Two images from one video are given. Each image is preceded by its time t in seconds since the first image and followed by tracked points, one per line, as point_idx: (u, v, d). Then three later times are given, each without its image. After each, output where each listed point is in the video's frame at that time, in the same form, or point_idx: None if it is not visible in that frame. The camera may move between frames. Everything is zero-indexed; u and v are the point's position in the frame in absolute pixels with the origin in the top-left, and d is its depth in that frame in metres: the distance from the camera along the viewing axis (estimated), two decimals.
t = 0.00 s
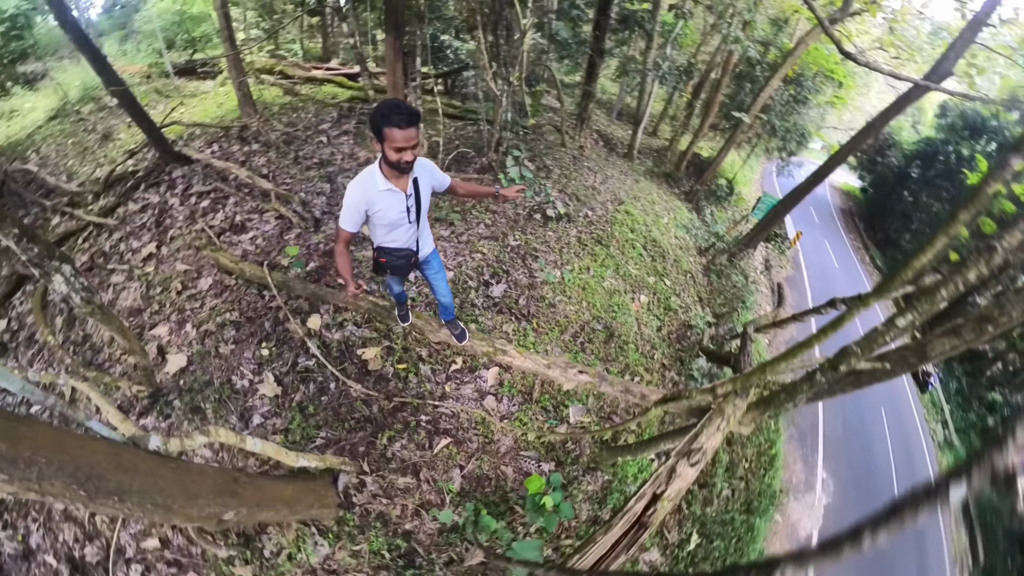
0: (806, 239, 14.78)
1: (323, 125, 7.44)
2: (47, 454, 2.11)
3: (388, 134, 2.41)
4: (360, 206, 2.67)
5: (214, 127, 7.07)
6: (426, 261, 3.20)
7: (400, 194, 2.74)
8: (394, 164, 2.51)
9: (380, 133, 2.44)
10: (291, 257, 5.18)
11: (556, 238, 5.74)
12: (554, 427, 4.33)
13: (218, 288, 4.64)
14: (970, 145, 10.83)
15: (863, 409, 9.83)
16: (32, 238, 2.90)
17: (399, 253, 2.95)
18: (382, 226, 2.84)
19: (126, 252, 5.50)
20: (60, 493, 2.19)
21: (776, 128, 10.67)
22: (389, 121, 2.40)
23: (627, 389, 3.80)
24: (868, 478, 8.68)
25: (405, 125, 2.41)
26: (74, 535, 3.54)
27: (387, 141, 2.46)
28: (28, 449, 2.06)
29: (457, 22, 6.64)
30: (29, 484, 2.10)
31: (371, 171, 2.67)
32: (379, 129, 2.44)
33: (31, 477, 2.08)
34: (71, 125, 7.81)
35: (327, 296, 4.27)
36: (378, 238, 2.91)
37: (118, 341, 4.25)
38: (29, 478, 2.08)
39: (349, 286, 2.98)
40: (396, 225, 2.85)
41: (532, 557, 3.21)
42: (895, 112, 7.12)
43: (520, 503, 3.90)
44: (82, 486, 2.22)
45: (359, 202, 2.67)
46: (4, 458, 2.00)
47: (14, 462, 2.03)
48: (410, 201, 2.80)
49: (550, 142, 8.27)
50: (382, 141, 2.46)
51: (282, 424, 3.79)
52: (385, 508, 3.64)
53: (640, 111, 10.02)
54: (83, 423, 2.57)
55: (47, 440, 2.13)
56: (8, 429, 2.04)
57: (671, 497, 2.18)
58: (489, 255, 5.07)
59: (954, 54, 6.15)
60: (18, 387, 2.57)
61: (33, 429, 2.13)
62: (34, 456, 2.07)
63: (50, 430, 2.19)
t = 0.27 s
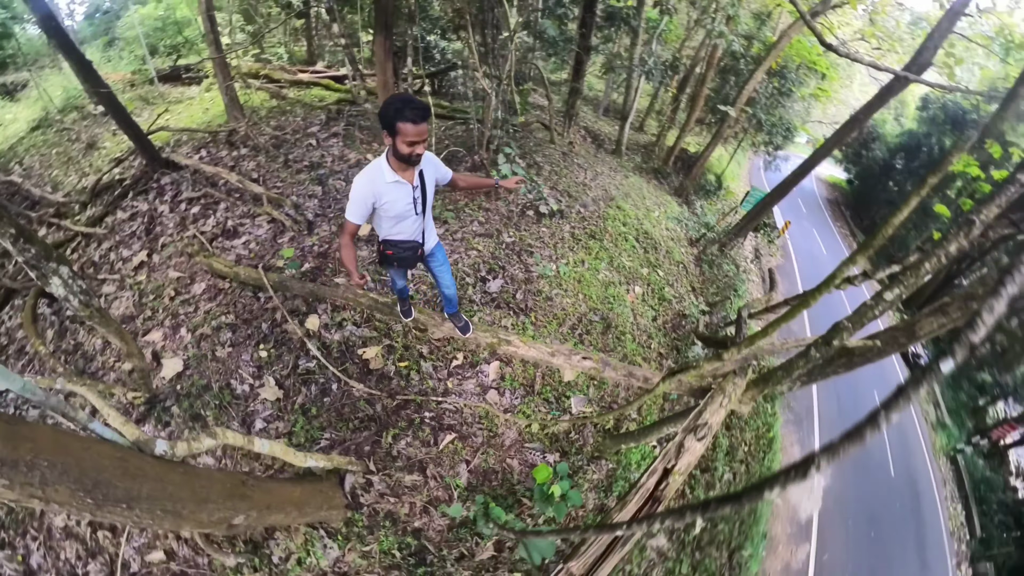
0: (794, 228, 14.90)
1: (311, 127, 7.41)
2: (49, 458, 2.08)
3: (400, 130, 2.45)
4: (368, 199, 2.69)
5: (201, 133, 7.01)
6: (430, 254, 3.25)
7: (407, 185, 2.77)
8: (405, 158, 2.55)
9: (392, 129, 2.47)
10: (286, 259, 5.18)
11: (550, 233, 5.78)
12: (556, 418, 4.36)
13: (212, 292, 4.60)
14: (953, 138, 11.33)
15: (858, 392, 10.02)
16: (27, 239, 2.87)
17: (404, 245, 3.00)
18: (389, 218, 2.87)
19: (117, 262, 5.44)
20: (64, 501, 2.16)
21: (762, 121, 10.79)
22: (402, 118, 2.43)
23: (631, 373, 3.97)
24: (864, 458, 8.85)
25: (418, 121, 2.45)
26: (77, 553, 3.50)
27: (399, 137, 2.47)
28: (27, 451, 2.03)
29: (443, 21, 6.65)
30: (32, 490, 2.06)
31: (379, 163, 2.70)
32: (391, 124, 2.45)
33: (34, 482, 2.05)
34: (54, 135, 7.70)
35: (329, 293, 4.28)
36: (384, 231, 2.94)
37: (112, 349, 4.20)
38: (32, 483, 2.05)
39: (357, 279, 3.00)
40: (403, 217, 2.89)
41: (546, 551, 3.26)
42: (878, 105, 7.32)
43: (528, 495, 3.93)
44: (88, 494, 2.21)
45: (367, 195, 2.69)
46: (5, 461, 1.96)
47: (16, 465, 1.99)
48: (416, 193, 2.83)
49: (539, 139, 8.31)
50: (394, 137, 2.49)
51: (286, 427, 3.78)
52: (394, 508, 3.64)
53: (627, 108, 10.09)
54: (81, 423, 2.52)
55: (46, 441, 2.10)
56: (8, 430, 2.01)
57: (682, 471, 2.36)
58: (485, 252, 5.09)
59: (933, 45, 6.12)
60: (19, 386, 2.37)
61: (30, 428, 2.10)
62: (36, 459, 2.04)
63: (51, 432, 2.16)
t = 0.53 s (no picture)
0: (782, 219, 15.07)
1: (298, 132, 7.37)
2: (49, 470, 2.05)
3: (394, 134, 2.49)
4: (362, 202, 2.68)
5: (187, 141, 6.95)
6: (425, 254, 3.27)
7: (400, 186, 2.78)
8: (398, 161, 2.60)
9: (386, 133, 2.50)
10: (278, 264, 5.17)
11: (541, 232, 5.81)
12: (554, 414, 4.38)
13: (203, 299, 4.54)
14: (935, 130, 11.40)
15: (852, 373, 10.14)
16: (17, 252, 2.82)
17: (399, 246, 3.01)
18: (383, 220, 2.87)
19: (105, 274, 5.38)
20: (67, 516, 2.12)
21: (746, 115, 10.90)
22: (397, 122, 2.46)
23: (626, 365, 3.99)
24: (860, 440, 8.92)
25: (412, 126, 2.48)
26: (78, 571, 3.46)
27: (394, 141, 2.52)
28: (25, 463, 1.98)
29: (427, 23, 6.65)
30: (34, 505, 2.02)
31: (371, 165, 2.70)
32: (386, 129, 2.49)
33: (34, 496, 2.01)
34: (35, 148, 7.59)
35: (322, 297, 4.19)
36: (378, 233, 2.95)
37: (102, 361, 4.15)
38: (32, 498, 2.01)
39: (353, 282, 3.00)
40: (397, 219, 2.89)
41: (552, 544, 3.31)
42: (860, 97, 7.43)
43: (529, 491, 3.95)
44: (91, 508, 2.17)
45: (361, 198, 2.68)
46: (4, 474, 1.93)
47: (15, 477, 1.96)
48: (409, 194, 2.84)
49: (526, 138, 8.34)
50: (387, 140, 2.54)
51: (284, 434, 3.76)
52: (397, 510, 3.63)
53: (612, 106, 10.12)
54: (80, 434, 2.50)
55: (44, 453, 2.07)
56: (5, 442, 1.97)
57: (681, 456, 2.47)
58: (477, 252, 5.09)
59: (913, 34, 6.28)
60: (14, 397, 2.43)
61: (28, 440, 2.07)
62: (35, 471, 2.01)
63: (49, 444, 2.12)
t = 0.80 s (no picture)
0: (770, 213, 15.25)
1: (283, 137, 7.31)
2: (42, 484, 2.23)
3: (382, 137, 2.54)
4: (348, 200, 2.75)
5: (171, 151, 6.90)
6: (413, 253, 3.32)
7: (387, 185, 2.84)
8: (385, 162, 2.66)
9: (374, 136, 2.56)
10: (268, 269, 5.28)
11: (530, 229, 5.80)
12: (550, 410, 4.38)
13: (191, 305, 4.43)
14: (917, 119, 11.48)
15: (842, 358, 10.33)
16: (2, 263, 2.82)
17: (386, 245, 3.07)
18: (369, 219, 2.93)
19: (92, 286, 5.32)
20: (62, 527, 2.26)
21: (731, 108, 11.29)
22: (386, 126, 2.51)
23: (621, 358, 3.94)
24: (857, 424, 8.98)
25: (401, 129, 2.54)
26: None
27: (381, 144, 2.58)
28: (16, 475, 2.19)
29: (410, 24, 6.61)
30: (29, 519, 2.20)
31: (357, 166, 2.77)
32: (374, 132, 2.54)
33: (28, 511, 2.19)
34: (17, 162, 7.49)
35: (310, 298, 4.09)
36: (365, 232, 3.01)
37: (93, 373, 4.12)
38: (25, 512, 2.19)
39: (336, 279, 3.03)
40: (383, 217, 2.95)
41: (553, 538, 3.56)
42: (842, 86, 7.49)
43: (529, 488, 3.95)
44: (86, 519, 2.29)
45: (347, 196, 2.75)
46: None
47: (5, 490, 2.16)
48: (396, 192, 2.90)
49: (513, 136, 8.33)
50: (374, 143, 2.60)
51: (280, 440, 3.72)
52: (397, 513, 3.60)
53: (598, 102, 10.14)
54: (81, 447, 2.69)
55: (35, 465, 2.27)
56: None
57: (677, 444, 2.51)
58: (468, 251, 5.07)
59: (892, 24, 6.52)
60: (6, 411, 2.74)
61: (19, 452, 2.29)
62: (26, 484, 2.20)
63: (39, 459, 2.32)
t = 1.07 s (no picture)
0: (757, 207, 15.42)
1: (270, 142, 7.27)
2: (48, 493, 1.92)
3: (385, 132, 2.57)
4: (347, 196, 2.73)
5: (157, 160, 6.83)
6: (411, 252, 3.30)
7: (387, 184, 2.83)
8: (387, 159, 2.68)
9: (376, 132, 2.59)
10: (260, 270, 5.16)
11: (522, 227, 5.83)
12: (549, 403, 4.41)
13: (184, 310, 4.47)
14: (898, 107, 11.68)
15: (832, 344, 10.54)
16: None
17: (384, 245, 3.04)
18: (368, 217, 2.91)
19: (81, 298, 5.24)
20: (67, 539, 2.00)
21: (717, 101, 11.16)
22: (388, 122, 2.55)
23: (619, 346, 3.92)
24: (849, 407, 9.17)
25: (402, 126, 2.57)
26: None
27: (383, 139, 2.61)
28: (20, 480, 1.85)
29: (395, 27, 6.63)
30: (34, 532, 1.91)
31: (357, 163, 2.76)
32: (378, 129, 2.58)
33: (35, 522, 1.88)
34: None
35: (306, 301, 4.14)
36: (363, 231, 2.97)
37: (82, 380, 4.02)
38: (33, 524, 1.88)
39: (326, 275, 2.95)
40: (382, 216, 2.93)
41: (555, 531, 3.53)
42: (824, 77, 7.61)
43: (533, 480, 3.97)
44: (95, 529, 2.06)
45: (346, 192, 2.73)
46: None
47: (12, 501, 1.82)
48: (395, 190, 2.89)
49: (500, 136, 8.36)
50: (377, 138, 2.62)
51: (281, 445, 3.69)
52: (403, 512, 3.60)
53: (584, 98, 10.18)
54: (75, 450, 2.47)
55: (41, 472, 1.93)
56: None
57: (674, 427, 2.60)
58: (461, 250, 5.09)
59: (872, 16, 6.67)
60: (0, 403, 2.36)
61: (20, 457, 1.91)
62: (32, 493, 1.87)
63: (42, 461, 1.98)
